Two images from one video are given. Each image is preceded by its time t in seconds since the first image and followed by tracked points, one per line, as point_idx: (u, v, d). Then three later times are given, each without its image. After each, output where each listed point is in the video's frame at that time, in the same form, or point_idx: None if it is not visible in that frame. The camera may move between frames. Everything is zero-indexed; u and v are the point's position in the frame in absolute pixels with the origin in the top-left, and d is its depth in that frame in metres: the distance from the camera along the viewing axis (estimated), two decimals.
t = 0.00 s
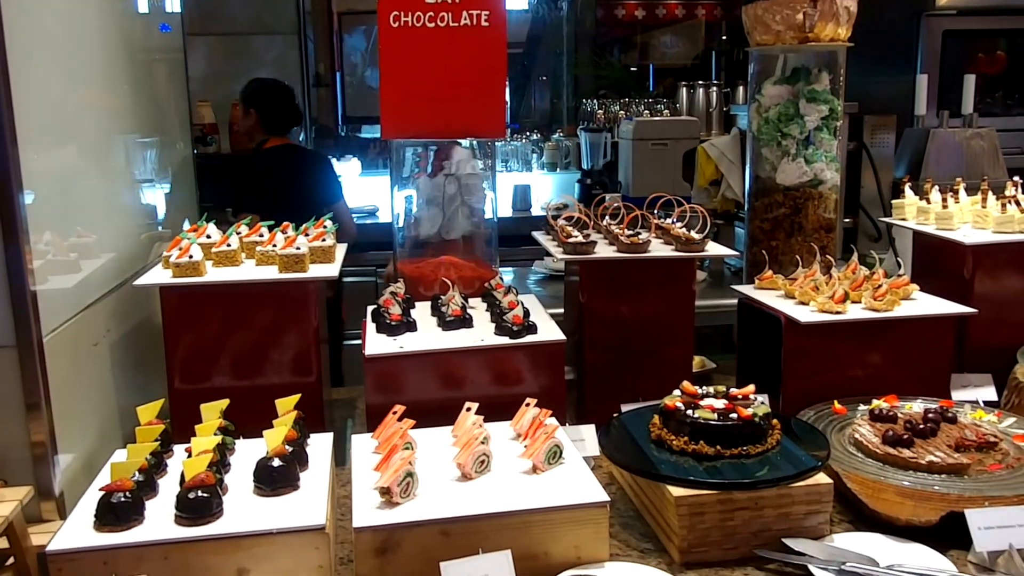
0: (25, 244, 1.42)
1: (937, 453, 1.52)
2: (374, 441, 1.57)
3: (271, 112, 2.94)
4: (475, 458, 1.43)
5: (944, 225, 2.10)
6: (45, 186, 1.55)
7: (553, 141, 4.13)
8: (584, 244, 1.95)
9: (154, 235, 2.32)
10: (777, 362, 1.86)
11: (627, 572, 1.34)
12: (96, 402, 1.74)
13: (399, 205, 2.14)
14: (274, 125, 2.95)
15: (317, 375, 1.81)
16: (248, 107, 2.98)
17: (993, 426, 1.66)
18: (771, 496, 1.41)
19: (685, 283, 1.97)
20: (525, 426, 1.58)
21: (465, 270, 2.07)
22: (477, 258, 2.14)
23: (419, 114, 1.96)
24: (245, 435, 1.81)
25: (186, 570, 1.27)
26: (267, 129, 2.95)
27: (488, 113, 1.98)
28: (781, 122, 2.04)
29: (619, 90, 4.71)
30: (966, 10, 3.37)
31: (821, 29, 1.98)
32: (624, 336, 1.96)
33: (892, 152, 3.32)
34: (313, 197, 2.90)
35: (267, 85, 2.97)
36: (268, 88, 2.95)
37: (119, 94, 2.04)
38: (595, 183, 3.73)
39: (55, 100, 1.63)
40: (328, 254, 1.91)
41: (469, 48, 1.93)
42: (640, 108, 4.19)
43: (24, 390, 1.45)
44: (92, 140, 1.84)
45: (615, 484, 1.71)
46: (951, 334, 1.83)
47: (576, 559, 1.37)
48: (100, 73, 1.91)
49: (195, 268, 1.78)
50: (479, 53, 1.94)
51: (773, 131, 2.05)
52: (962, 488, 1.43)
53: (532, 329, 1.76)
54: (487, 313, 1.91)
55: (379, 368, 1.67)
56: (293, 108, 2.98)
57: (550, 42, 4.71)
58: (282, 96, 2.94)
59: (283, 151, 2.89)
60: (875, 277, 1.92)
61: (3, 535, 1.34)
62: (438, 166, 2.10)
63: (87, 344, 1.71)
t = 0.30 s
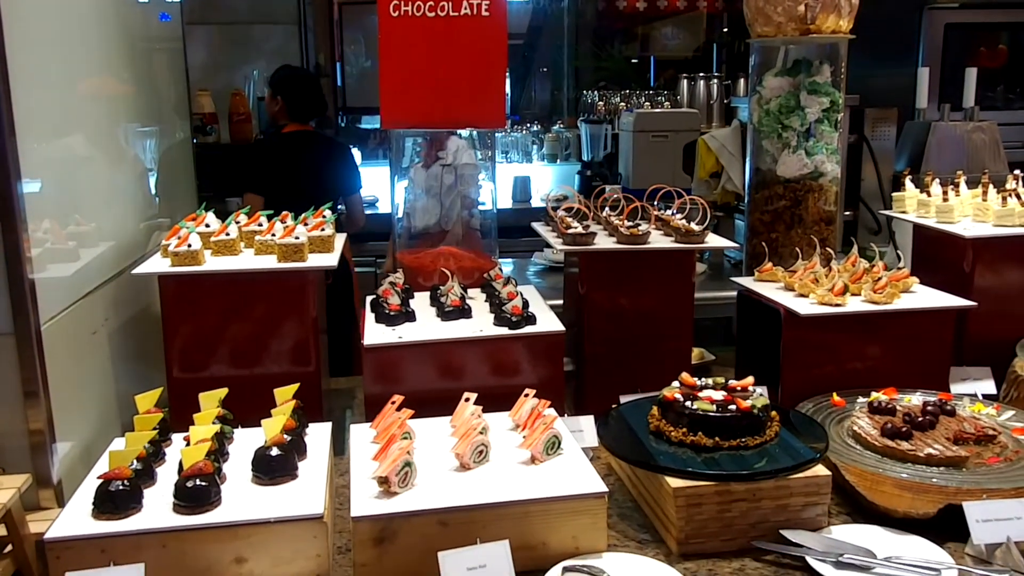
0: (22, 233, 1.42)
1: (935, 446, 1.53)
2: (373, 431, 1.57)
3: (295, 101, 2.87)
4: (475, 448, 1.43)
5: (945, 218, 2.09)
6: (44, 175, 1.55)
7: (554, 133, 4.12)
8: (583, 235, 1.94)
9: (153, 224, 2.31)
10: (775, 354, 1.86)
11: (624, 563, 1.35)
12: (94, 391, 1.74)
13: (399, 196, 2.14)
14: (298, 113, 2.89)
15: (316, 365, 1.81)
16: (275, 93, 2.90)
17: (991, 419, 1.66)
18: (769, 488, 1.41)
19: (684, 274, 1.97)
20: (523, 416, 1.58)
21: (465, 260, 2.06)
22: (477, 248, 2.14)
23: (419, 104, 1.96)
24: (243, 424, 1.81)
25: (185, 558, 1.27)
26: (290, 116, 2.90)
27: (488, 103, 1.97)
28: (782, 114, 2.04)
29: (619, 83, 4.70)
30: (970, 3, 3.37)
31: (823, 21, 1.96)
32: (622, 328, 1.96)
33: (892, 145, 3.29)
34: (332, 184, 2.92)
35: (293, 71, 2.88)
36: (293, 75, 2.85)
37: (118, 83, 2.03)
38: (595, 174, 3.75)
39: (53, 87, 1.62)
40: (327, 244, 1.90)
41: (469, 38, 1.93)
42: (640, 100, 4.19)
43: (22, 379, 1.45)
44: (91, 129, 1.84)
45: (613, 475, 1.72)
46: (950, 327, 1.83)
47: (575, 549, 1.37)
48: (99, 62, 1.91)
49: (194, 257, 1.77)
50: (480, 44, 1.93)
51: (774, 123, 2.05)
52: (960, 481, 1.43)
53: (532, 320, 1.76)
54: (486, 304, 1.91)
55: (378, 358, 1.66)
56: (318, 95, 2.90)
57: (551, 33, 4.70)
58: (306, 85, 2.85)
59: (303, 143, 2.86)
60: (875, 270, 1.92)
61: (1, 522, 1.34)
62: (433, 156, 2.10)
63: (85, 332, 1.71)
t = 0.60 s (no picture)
0: (25, 227, 1.42)
1: (938, 442, 1.52)
2: (375, 426, 1.57)
3: (298, 98, 2.87)
4: (476, 443, 1.43)
5: (949, 214, 2.09)
6: (47, 168, 1.55)
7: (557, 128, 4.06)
8: (586, 230, 1.94)
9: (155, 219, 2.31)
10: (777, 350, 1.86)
11: (626, 558, 1.34)
12: (97, 385, 1.74)
13: (401, 191, 2.12)
14: (298, 109, 2.89)
15: (318, 359, 1.80)
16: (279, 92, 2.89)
17: (994, 415, 1.66)
18: (772, 483, 1.41)
19: (687, 269, 1.96)
20: (526, 411, 1.58)
21: (468, 255, 2.07)
22: (481, 244, 2.14)
23: (422, 98, 1.96)
24: (245, 418, 1.81)
25: (187, 552, 1.27)
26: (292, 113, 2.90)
27: (491, 97, 1.97)
28: (786, 109, 2.03)
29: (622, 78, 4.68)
30: None
31: (827, 15, 1.96)
32: (625, 323, 1.96)
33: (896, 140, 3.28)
34: (332, 177, 2.91)
35: (296, 69, 2.88)
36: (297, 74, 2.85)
37: (120, 76, 2.03)
38: (597, 169, 3.83)
39: (55, 81, 1.62)
40: (330, 238, 1.90)
41: (472, 32, 1.92)
42: (644, 95, 4.17)
43: (24, 372, 1.44)
44: (94, 122, 1.83)
45: (615, 470, 1.71)
46: (954, 323, 1.83)
47: (577, 544, 1.37)
48: (102, 55, 1.91)
49: (197, 251, 1.77)
50: (483, 38, 1.93)
51: (778, 118, 2.04)
52: (964, 477, 1.43)
53: (535, 315, 1.75)
54: (489, 298, 1.91)
55: (380, 352, 1.66)
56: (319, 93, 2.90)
57: (555, 28, 4.69)
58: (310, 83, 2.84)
59: (303, 140, 2.86)
60: (879, 266, 1.92)
61: (4, 515, 1.34)
62: (445, 151, 2.09)
63: (87, 326, 1.71)
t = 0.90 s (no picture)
0: (30, 221, 1.42)
1: (943, 440, 1.52)
2: (380, 420, 1.57)
3: (286, 92, 2.84)
4: (481, 438, 1.43)
5: (955, 212, 2.08)
6: (52, 162, 1.55)
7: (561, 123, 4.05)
8: (591, 225, 1.93)
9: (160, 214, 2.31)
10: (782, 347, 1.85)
11: (630, 554, 1.34)
12: (101, 377, 1.74)
13: (406, 187, 2.11)
14: (286, 104, 2.85)
15: (323, 354, 1.80)
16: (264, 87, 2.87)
17: (1000, 413, 1.66)
18: (777, 480, 1.40)
19: (693, 266, 1.96)
20: (531, 407, 1.58)
21: (472, 250, 2.07)
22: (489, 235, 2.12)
23: (428, 93, 1.95)
24: (250, 412, 1.81)
25: (192, 545, 1.27)
26: (279, 107, 2.87)
27: (496, 92, 1.97)
28: (793, 105, 2.03)
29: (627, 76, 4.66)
30: None
31: (834, 12, 1.95)
32: (629, 319, 1.96)
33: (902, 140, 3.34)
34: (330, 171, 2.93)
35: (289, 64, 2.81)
36: (290, 69, 2.80)
37: (125, 70, 2.03)
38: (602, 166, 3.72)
39: (61, 75, 1.61)
40: (336, 232, 1.90)
41: (478, 26, 1.92)
42: (648, 91, 4.16)
43: (29, 365, 1.44)
44: (99, 117, 1.83)
45: (620, 466, 1.72)
46: (960, 321, 1.83)
47: (582, 540, 1.37)
48: (107, 49, 1.90)
49: (202, 244, 1.77)
50: (488, 32, 1.92)
51: (784, 114, 2.04)
52: (969, 474, 1.43)
53: (539, 311, 1.75)
54: (494, 294, 1.91)
55: (385, 347, 1.66)
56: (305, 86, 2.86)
57: (559, 24, 4.69)
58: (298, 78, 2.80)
59: (298, 135, 2.85)
60: (884, 263, 1.92)
61: (10, 507, 1.34)
62: (468, 148, 2.10)
63: (92, 319, 1.71)
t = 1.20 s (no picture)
0: (72, 218, 1.43)
1: (983, 442, 1.47)
2: (413, 416, 1.58)
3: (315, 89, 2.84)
4: (515, 435, 1.43)
5: (994, 212, 2.08)
6: (90, 160, 1.56)
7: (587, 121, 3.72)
8: (624, 223, 1.93)
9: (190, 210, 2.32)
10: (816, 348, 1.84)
11: (666, 553, 1.34)
12: (136, 371, 1.76)
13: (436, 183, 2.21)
14: (312, 100, 2.86)
15: (355, 350, 1.81)
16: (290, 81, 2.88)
17: None
18: (813, 481, 1.39)
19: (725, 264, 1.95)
20: (564, 404, 1.58)
21: (503, 247, 2.06)
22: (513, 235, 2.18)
23: (460, 90, 1.95)
24: (283, 407, 1.82)
25: (231, 538, 1.28)
26: (304, 104, 2.86)
27: (528, 89, 1.97)
28: (828, 103, 2.02)
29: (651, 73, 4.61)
30: None
31: (871, 10, 1.92)
32: (660, 318, 1.95)
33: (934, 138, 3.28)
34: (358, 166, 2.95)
35: (314, 61, 2.81)
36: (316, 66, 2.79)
37: (158, 68, 2.03)
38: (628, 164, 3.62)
39: (98, 73, 1.62)
40: (368, 229, 1.91)
41: (511, 24, 1.92)
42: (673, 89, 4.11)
43: (69, 360, 1.46)
44: (133, 114, 1.84)
45: (653, 465, 1.71)
46: (997, 322, 1.81)
47: (616, 539, 1.37)
48: (141, 46, 1.91)
49: (235, 240, 1.79)
50: (521, 30, 1.92)
51: (820, 112, 2.02)
52: (1009, 477, 1.40)
53: (572, 309, 1.76)
54: (525, 291, 1.91)
55: (418, 343, 1.67)
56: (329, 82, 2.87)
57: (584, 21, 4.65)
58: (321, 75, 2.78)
59: (330, 129, 2.87)
60: (921, 264, 1.91)
61: (51, 498, 1.36)
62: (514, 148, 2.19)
63: (128, 314, 1.72)
